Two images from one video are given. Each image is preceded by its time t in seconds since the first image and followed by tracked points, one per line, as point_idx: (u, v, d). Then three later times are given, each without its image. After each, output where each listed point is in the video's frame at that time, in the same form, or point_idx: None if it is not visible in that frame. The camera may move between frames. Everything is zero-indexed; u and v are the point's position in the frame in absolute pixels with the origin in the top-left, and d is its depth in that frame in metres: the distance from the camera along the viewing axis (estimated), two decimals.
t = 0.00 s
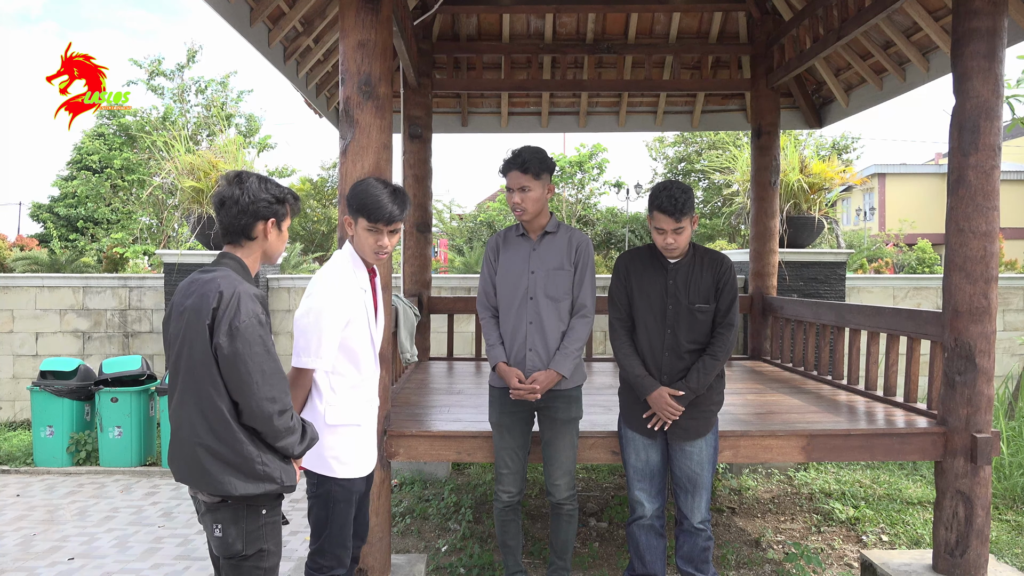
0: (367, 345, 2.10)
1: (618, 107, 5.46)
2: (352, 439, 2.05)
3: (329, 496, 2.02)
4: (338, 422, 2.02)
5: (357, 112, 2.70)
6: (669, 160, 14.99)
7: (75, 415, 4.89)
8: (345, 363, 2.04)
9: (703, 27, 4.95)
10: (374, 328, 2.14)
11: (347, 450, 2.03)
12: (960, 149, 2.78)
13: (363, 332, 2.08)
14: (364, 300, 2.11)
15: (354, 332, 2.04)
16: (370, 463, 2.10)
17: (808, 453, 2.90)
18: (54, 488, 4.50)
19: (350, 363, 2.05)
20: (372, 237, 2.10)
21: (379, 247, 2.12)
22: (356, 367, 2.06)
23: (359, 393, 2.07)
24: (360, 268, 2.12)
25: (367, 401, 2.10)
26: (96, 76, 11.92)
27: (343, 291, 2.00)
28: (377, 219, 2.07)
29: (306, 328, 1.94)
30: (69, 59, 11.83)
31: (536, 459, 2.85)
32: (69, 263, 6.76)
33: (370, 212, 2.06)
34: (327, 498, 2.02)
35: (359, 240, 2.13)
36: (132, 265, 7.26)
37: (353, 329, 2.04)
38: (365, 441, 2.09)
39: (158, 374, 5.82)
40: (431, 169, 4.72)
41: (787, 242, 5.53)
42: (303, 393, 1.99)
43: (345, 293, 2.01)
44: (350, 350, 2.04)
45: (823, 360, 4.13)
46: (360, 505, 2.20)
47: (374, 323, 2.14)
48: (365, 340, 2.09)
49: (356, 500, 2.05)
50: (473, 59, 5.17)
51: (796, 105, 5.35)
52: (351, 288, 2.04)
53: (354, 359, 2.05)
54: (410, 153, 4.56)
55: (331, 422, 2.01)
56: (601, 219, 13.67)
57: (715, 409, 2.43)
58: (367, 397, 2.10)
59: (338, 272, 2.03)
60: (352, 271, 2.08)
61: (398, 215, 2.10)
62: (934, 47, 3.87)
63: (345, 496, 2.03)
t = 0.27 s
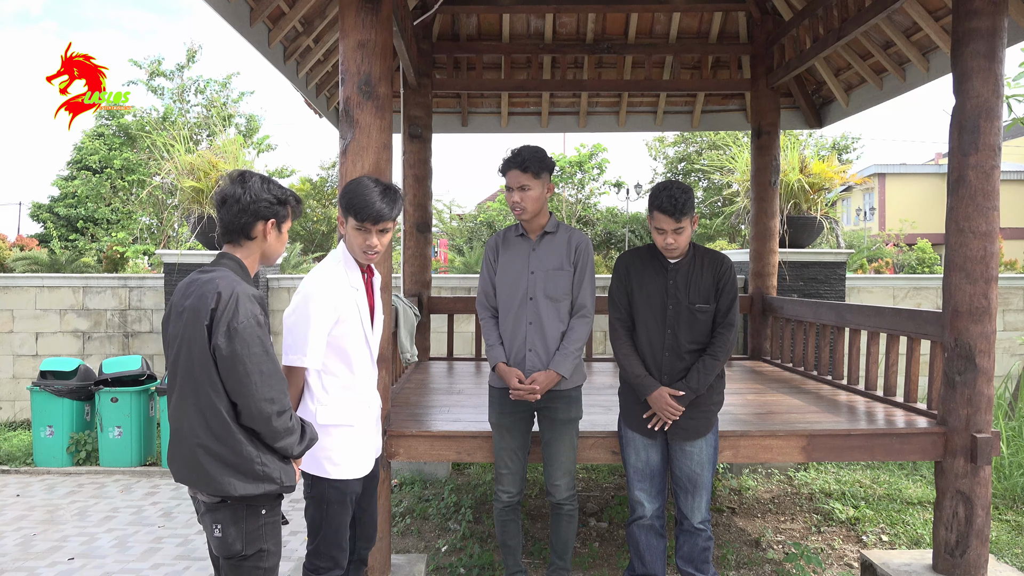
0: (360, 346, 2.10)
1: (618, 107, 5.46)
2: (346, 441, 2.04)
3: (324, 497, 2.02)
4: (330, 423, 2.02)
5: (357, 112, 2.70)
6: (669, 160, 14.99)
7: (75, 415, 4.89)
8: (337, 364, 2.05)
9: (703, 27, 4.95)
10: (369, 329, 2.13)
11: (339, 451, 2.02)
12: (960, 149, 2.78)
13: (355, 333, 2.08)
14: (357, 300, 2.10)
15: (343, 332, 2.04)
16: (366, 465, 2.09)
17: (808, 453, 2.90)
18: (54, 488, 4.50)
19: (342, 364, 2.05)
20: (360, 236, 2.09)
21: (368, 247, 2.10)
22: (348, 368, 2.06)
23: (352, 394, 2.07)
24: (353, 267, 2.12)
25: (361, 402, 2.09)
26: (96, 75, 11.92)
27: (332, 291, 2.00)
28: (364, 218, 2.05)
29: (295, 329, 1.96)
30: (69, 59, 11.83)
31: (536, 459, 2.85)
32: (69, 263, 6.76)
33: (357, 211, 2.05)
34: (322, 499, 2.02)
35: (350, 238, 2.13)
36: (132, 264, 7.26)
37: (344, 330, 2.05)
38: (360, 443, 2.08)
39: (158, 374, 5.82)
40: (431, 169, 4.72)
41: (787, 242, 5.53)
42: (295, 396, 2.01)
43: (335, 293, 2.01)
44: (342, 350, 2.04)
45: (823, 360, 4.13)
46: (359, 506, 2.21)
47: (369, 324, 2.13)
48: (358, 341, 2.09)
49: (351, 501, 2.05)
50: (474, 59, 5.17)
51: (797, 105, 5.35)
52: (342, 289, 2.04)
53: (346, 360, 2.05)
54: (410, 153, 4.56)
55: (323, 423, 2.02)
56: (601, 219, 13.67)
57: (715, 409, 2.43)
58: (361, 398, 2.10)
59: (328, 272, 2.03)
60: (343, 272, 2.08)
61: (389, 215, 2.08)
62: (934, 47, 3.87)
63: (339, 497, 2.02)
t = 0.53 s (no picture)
0: (355, 343, 2.08)
1: (619, 107, 5.46)
2: (339, 438, 2.03)
3: (320, 497, 2.03)
4: (323, 420, 2.02)
5: (357, 112, 2.70)
6: (669, 160, 14.99)
7: (75, 415, 4.89)
8: (330, 361, 2.05)
9: (703, 27, 4.95)
10: (366, 326, 2.11)
11: (332, 448, 2.01)
12: (960, 149, 2.77)
13: (349, 330, 2.07)
14: (352, 298, 2.10)
15: (333, 328, 2.04)
16: (362, 464, 2.06)
17: (808, 453, 2.90)
18: (54, 488, 4.49)
19: (334, 361, 2.05)
20: (347, 232, 2.10)
21: (356, 244, 2.10)
22: (341, 366, 2.05)
23: (346, 391, 2.05)
24: (347, 266, 2.12)
25: (357, 400, 2.07)
26: (96, 75, 11.93)
27: (319, 288, 2.02)
28: (350, 213, 2.06)
29: (283, 327, 1.99)
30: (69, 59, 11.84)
31: (535, 459, 2.85)
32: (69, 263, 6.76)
33: (343, 207, 2.07)
34: (319, 499, 2.03)
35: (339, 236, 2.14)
36: (132, 265, 7.26)
37: (335, 327, 2.05)
38: (355, 441, 2.05)
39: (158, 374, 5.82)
40: (431, 169, 4.73)
41: (787, 242, 5.53)
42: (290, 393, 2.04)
43: (323, 290, 2.03)
44: (333, 347, 2.04)
45: (823, 360, 4.13)
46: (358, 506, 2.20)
47: (365, 321, 2.11)
48: (352, 338, 2.08)
49: (347, 501, 2.04)
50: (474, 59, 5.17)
51: (797, 105, 5.35)
52: (331, 286, 2.05)
53: (338, 357, 2.05)
54: (410, 153, 4.56)
55: (315, 420, 2.02)
56: (601, 219, 13.67)
57: (715, 409, 2.43)
58: (357, 396, 2.07)
59: (318, 271, 2.06)
60: (334, 270, 2.09)
61: (377, 211, 2.09)
62: (934, 47, 3.87)
63: (335, 497, 2.02)
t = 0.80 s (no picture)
0: (354, 339, 2.07)
1: (618, 107, 5.46)
2: (337, 433, 2.02)
3: (320, 495, 2.03)
4: (320, 415, 2.02)
5: (357, 112, 2.70)
6: (668, 159, 14.98)
7: (75, 415, 4.89)
8: (328, 356, 2.05)
9: (702, 27, 4.95)
10: (366, 322, 2.10)
11: (329, 443, 2.01)
12: (960, 149, 2.77)
13: (347, 326, 2.07)
14: (351, 294, 2.09)
15: (330, 324, 2.04)
16: (360, 461, 2.03)
17: (808, 453, 2.90)
18: (54, 488, 4.50)
19: (332, 356, 2.05)
20: (347, 230, 2.10)
21: (355, 241, 2.10)
22: (338, 361, 2.05)
23: (344, 386, 2.05)
24: (348, 263, 2.13)
25: (356, 396, 2.06)
26: (96, 75, 11.93)
27: (317, 284, 2.03)
28: (347, 210, 2.07)
29: (281, 322, 2.01)
30: (69, 59, 11.84)
31: (535, 459, 2.85)
32: (69, 263, 6.77)
33: (341, 205, 2.08)
34: (319, 497, 2.03)
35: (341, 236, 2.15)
36: (132, 265, 7.27)
37: (333, 322, 2.05)
38: (353, 437, 2.03)
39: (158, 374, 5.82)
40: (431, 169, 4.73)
41: (787, 242, 5.53)
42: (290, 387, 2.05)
43: (320, 286, 2.03)
44: (331, 342, 2.05)
45: (823, 360, 4.13)
46: (358, 505, 2.20)
47: (365, 317, 2.10)
48: (350, 334, 2.07)
49: (346, 499, 2.04)
50: (474, 59, 5.17)
51: (797, 105, 5.35)
52: (329, 282, 2.06)
53: (337, 353, 2.05)
54: (410, 153, 4.57)
55: (313, 415, 2.03)
56: (601, 219, 13.67)
57: (715, 409, 2.44)
58: (356, 392, 2.06)
59: (316, 268, 2.07)
60: (333, 267, 2.10)
61: (374, 207, 2.09)
62: (934, 47, 3.87)
63: (334, 494, 2.02)
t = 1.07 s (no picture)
0: (358, 338, 2.07)
1: (618, 107, 5.46)
2: (339, 431, 2.02)
3: (323, 492, 2.03)
4: (323, 412, 2.02)
5: (357, 112, 2.70)
6: (668, 159, 14.98)
7: (74, 415, 4.89)
8: (332, 354, 2.05)
9: (702, 27, 4.95)
10: (369, 321, 2.09)
11: (331, 441, 2.01)
12: (960, 149, 2.77)
13: (351, 324, 2.07)
14: (355, 293, 2.09)
15: (336, 322, 2.05)
16: (362, 458, 2.03)
17: (808, 453, 2.90)
18: (54, 488, 4.50)
19: (337, 354, 2.05)
20: (353, 230, 2.11)
21: (361, 240, 2.10)
22: (342, 359, 2.05)
23: (348, 384, 2.05)
24: (352, 262, 2.13)
25: (359, 394, 2.05)
26: (96, 75, 11.92)
27: (321, 282, 2.03)
28: (352, 210, 2.08)
29: (286, 320, 2.02)
30: (69, 59, 11.84)
31: (536, 459, 2.85)
32: (69, 263, 6.77)
33: (345, 205, 2.08)
34: (322, 494, 2.03)
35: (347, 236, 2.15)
36: (132, 264, 7.27)
37: (337, 321, 2.05)
38: (356, 435, 2.03)
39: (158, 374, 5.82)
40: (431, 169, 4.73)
41: (787, 242, 5.53)
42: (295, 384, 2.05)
43: (324, 285, 2.03)
44: (335, 340, 2.05)
45: (823, 360, 4.12)
46: (359, 505, 2.21)
47: (369, 316, 2.10)
48: (354, 332, 2.07)
49: (348, 496, 2.04)
50: (473, 59, 5.17)
51: (797, 105, 5.35)
52: (333, 281, 2.06)
53: (341, 351, 2.05)
54: (410, 153, 4.57)
55: (315, 412, 2.03)
56: (601, 219, 13.67)
57: (715, 410, 2.44)
58: (359, 390, 2.06)
59: (322, 267, 2.08)
60: (339, 266, 2.10)
61: (377, 205, 2.09)
62: (934, 47, 3.87)
63: (337, 491, 2.02)
